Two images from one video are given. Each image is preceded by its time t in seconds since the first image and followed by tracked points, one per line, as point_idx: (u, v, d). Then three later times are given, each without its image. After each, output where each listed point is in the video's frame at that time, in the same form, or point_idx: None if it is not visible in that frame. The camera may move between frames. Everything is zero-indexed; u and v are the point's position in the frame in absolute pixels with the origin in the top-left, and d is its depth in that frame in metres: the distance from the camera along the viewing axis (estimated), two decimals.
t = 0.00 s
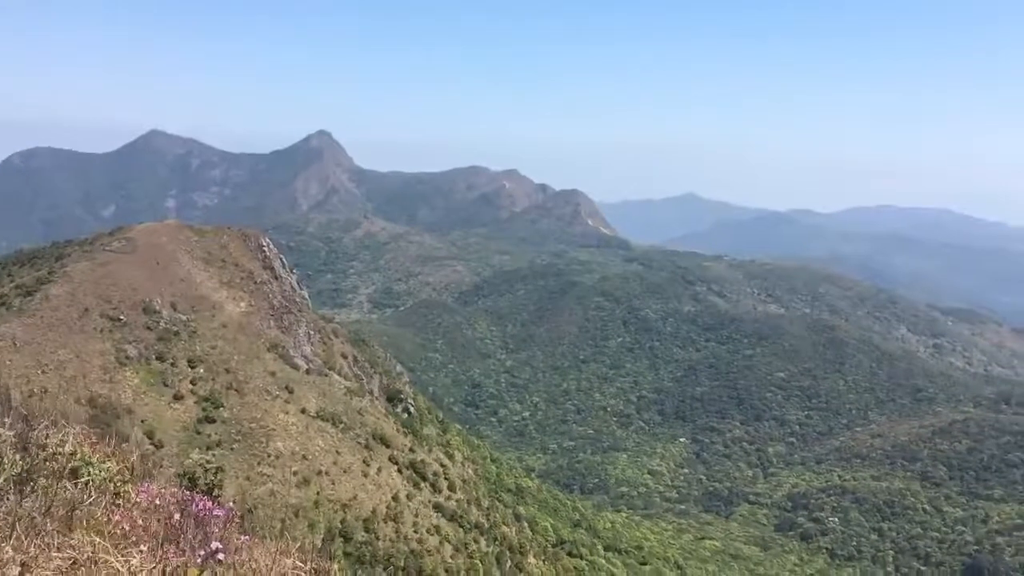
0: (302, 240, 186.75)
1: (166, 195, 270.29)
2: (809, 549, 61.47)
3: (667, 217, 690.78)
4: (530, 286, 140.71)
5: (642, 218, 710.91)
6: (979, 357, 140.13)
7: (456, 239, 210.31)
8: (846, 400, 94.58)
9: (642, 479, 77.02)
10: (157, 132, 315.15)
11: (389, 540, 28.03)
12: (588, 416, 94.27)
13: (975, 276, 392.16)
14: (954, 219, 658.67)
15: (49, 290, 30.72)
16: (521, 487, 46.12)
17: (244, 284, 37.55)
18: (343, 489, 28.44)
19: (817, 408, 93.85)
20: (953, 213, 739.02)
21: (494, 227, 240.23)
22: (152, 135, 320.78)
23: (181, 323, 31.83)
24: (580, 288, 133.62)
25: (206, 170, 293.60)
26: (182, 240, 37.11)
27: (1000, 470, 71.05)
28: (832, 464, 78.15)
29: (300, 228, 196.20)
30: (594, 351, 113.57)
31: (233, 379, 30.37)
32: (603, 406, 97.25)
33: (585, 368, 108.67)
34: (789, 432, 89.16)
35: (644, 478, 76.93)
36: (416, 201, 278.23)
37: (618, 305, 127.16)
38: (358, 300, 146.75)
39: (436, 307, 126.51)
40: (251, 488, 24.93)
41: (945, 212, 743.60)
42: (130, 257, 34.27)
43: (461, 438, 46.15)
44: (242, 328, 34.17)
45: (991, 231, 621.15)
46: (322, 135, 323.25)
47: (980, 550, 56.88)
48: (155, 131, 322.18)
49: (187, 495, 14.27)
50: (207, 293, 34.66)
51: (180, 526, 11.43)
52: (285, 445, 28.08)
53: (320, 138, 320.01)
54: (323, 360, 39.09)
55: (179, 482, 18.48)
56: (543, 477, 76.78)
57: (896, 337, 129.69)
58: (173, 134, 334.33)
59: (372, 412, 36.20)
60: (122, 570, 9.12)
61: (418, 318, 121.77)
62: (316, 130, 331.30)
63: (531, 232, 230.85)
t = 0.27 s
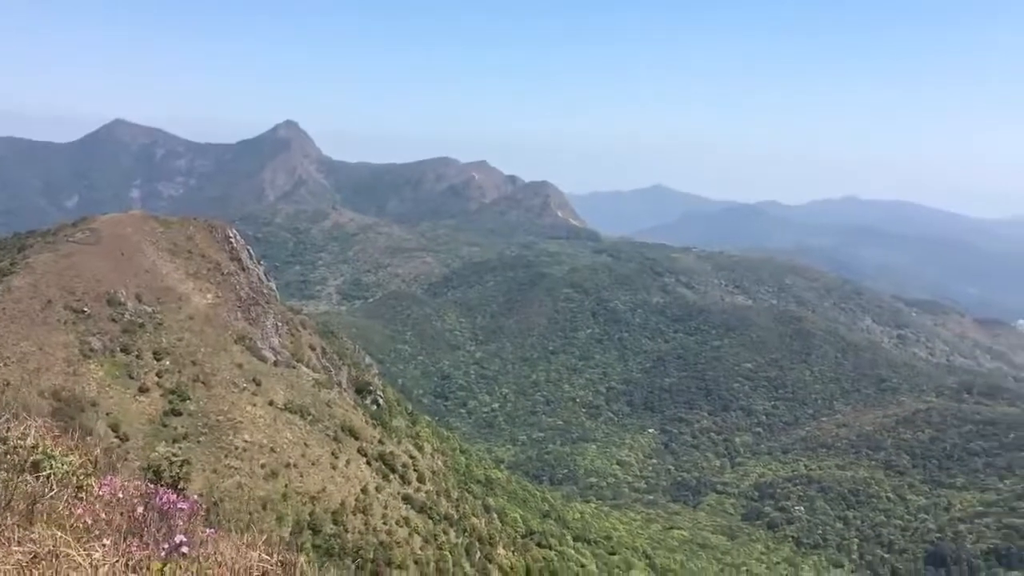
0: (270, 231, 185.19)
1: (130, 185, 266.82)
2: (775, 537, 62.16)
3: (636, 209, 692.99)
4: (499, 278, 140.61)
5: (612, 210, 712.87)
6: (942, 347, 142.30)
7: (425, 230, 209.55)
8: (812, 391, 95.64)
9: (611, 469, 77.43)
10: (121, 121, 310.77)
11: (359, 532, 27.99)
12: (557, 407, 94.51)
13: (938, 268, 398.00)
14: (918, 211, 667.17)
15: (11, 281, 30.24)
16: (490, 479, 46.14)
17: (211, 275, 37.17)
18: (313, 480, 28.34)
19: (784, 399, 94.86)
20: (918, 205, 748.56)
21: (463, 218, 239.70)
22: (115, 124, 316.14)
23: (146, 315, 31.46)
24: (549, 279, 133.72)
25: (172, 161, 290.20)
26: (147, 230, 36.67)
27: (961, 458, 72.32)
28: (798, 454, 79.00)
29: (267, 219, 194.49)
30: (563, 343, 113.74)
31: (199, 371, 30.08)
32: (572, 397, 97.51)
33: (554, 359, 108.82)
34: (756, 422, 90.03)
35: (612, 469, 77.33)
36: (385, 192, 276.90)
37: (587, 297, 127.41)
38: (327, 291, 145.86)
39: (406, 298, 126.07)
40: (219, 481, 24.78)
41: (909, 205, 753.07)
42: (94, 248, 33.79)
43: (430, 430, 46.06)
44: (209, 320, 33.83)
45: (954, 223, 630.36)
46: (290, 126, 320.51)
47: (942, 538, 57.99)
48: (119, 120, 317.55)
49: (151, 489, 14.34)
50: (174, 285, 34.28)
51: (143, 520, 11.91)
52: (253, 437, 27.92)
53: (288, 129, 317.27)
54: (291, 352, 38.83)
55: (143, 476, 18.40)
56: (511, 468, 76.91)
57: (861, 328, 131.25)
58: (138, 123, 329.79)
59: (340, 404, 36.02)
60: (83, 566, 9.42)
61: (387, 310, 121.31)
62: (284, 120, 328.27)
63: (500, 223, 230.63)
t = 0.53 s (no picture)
0: (240, 223, 183.60)
1: (97, 177, 263.41)
2: (745, 527, 62.72)
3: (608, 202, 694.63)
4: (471, 271, 140.39)
5: (583, 202, 714.14)
6: (909, 338, 144.03)
7: (397, 223, 208.71)
8: (781, 382, 96.51)
9: (583, 461, 77.74)
10: (87, 112, 306.62)
11: (330, 525, 27.90)
12: (529, 399, 94.66)
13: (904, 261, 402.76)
14: (885, 203, 674.20)
15: None
16: (462, 472, 46.12)
17: (179, 269, 36.79)
18: (284, 475, 28.21)
19: (753, 390, 95.67)
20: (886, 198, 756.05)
21: (435, 211, 239.00)
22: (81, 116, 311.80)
23: (113, 309, 31.08)
24: (521, 272, 133.63)
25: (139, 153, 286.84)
26: (114, 223, 36.21)
27: (928, 448, 73.37)
28: (767, 444, 79.73)
29: (237, 211, 192.81)
30: (535, 335, 113.80)
31: (168, 365, 29.77)
32: (544, 389, 97.68)
33: (526, 352, 108.90)
34: (726, 413, 90.74)
35: (584, 461, 77.59)
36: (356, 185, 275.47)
37: (559, 289, 127.52)
38: (298, 284, 144.95)
39: (377, 291, 125.57)
40: (188, 475, 24.59)
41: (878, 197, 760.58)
42: (59, 241, 33.31)
43: (402, 423, 45.92)
44: (177, 313, 33.48)
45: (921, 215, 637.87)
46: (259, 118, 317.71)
47: (908, 526, 59.03)
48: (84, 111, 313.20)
49: (118, 485, 14.32)
50: (141, 278, 33.88)
51: (110, 516, 11.99)
52: (222, 432, 27.72)
53: (257, 120, 314.53)
54: (262, 346, 38.54)
55: (111, 471, 18.28)
56: (484, 461, 76.96)
57: (830, 320, 132.53)
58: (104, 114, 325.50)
59: (312, 398, 35.84)
60: (48, 562, 9.30)
61: (359, 302, 120.80)
62: (253, 112, 325.27)
63: (472, 216, 230.21)
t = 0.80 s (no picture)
0: (209, 216, 181.95)
1: (63, 169, 259.91)
2: (717, 518, 63.24)
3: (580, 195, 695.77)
4: (444, 264, 140.13)
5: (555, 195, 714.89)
6: (878, 330, 145.68)
7: (369, 216, 207.76)
8: (752, 373, 97.35)
9: (555, 453, 77.99)
10: (53, 104, 302.35)
11: (303, 520, 27.79)
12: (502, 392, 94.83)
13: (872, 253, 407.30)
14: (855, 196, 681.00)
15: None
16: (435, 465, 46.12)
17: (148, 262, 36.41)
18: (256, 469, 28.06)
19: (725, 381, 96.42)
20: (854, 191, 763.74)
21: (407, 204, 238.23)
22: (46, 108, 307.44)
23: (81, 303, 30.69)
24: (494, 264, 133.46)
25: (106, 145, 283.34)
26: (81, 216, 35.76)
27: (895, 437, 74.35)
28: (738, 435, 80.41)
29: (206, 204, 191.04)
30: (508, 327, 113.80)
31: (137, 360, 29.47)
32: (517, 382, 97.84)
33: (499, 344, 108.95)
34: (698, 405, 91.39)
35: (556, 453, 77.83)
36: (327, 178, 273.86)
37: (531, 282, 127.62)
38: (269, 278, 143.97)
39: (349, 285, 125.03)
40: (159, 471, 24.41)
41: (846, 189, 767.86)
42: (26, 235, 32.84)
43: (375, 417, 45.80)
44: (146, 308, 33.17)
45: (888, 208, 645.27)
46: (229, 110, 314.84)
47: (877, 515, 59.87)
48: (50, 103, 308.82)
49: (85, 481, 14.27)
50: (110, 272, 33.50)
51: (77, 511, 12.06)
52: (193, 426, 27.50)
53: (227, 113, 311.71)
54: (233, 340, 38.27)
55: (79, 466, 18.16)
56: (457, 453, 77.01)
57: (800, 312, 133.74)
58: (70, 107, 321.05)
59: (284, 392, 35.66)
60: (16, 560, 9.26)
61: (331, 296, 120.25)
62: (223, 104, 322.17)
63: (444, 209, 229.67)
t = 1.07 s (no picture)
0: (176, 210, 179.94)
1: (26, 163, 256.04)
2: (687, 509, 63.69)
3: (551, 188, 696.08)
4: (414, 257, 139.69)
5: (526, 188, 715.24)
6: (845, 322, 147.23)
7: (338, 210, 206.58)
8: (722, 365, 98.08)
9: (527, 446, 78.18)
10: (15, 96, 297.32)
11: (273, 515, 27.61)
12: (474, 386, 94.82)
13: (840, 246, 411.56)
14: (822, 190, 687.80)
15: None
16: (407, 459, 46.04)
17: (114, 256, 35.96)
18: (226, 465, 27.88)
19: (695, 374, 97.10)
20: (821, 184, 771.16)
21: (377, 198, 237.14)
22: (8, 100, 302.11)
23: (45, 298, 30.23)
24: (464, 257, 133.14)
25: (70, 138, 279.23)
26: (45, 210, 35.20)
27: (863, 428, 75.23)
28: (708, 427, 81.01)
29: (173, 197, 188.88)
30: (480, 321, 113.66)
31: (103, 355, 29.09)
32: (489, 375, 97.84)
33: (470, 338, 108.81)
34: (669, 396, 91.93)
35: (528, 446, 77.91)
36: (296, 171, 271.90)
37: (502, 276, 127.55)
38: (237, 272, 142.72)
39: (319, 278, 124.26)
40: (126, 467, 24.14)
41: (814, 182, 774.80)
42: None
43: (345, 410, 45.60)
44: (112, 303, 32.74)
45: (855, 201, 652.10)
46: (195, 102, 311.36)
47: (845, 504, 60.61)
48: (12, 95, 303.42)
49: (48, 479, 14.10)
50: (74, 267, 33.02)
51: (40, 508, 11.94)
52: (161, 422, 27.23)
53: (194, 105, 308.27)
54: (201, 335, 37.92)
55: (44, 463, 17.92)
56: (428, 447, 76.96)
57: (769, 304, 134.85)
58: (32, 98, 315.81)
59: (253, 387, 35.42)
60: None
61: (301, 290, 119.47)
62: (189, 97, 318.44)
63: (415, 202, 228.85)
